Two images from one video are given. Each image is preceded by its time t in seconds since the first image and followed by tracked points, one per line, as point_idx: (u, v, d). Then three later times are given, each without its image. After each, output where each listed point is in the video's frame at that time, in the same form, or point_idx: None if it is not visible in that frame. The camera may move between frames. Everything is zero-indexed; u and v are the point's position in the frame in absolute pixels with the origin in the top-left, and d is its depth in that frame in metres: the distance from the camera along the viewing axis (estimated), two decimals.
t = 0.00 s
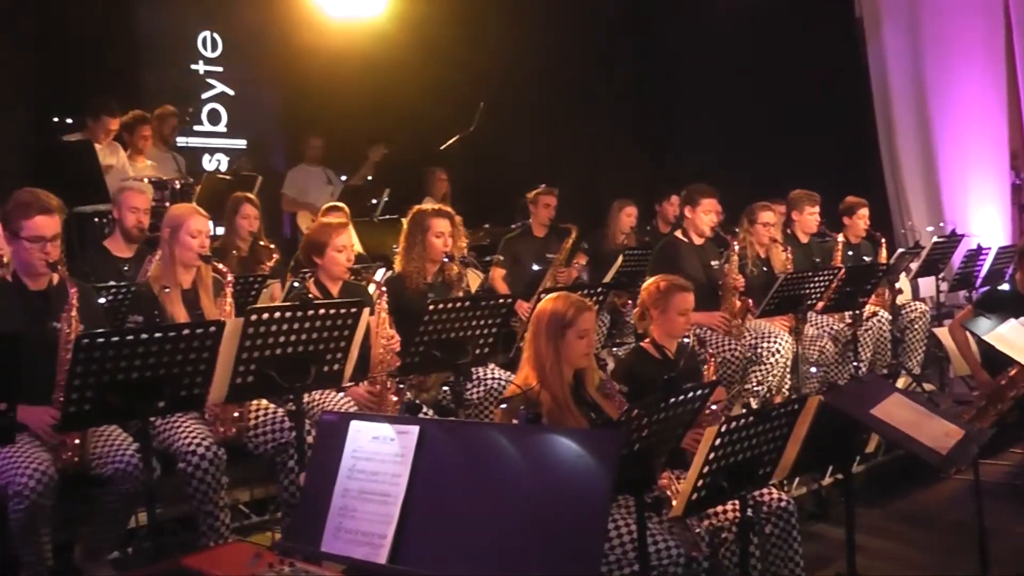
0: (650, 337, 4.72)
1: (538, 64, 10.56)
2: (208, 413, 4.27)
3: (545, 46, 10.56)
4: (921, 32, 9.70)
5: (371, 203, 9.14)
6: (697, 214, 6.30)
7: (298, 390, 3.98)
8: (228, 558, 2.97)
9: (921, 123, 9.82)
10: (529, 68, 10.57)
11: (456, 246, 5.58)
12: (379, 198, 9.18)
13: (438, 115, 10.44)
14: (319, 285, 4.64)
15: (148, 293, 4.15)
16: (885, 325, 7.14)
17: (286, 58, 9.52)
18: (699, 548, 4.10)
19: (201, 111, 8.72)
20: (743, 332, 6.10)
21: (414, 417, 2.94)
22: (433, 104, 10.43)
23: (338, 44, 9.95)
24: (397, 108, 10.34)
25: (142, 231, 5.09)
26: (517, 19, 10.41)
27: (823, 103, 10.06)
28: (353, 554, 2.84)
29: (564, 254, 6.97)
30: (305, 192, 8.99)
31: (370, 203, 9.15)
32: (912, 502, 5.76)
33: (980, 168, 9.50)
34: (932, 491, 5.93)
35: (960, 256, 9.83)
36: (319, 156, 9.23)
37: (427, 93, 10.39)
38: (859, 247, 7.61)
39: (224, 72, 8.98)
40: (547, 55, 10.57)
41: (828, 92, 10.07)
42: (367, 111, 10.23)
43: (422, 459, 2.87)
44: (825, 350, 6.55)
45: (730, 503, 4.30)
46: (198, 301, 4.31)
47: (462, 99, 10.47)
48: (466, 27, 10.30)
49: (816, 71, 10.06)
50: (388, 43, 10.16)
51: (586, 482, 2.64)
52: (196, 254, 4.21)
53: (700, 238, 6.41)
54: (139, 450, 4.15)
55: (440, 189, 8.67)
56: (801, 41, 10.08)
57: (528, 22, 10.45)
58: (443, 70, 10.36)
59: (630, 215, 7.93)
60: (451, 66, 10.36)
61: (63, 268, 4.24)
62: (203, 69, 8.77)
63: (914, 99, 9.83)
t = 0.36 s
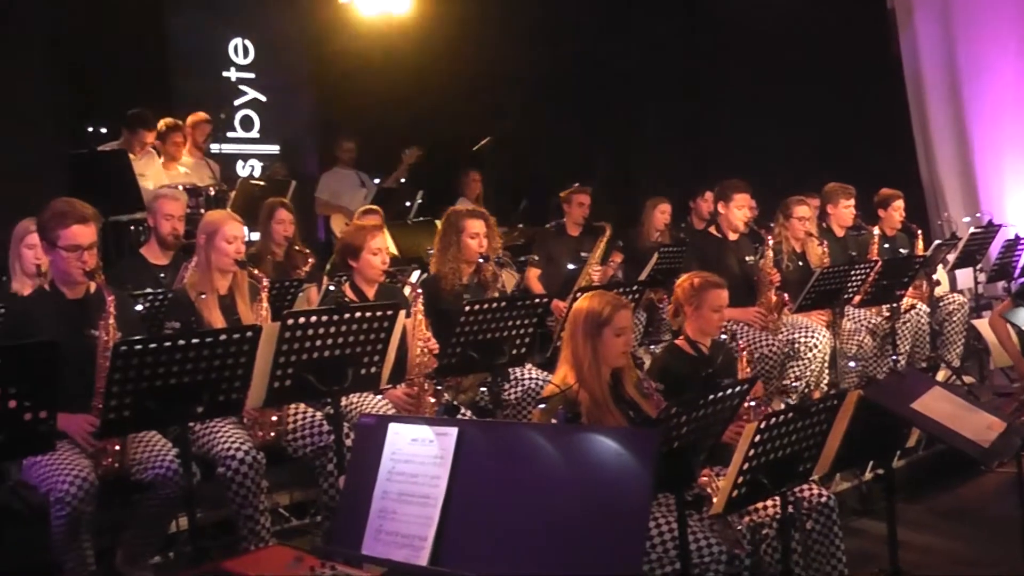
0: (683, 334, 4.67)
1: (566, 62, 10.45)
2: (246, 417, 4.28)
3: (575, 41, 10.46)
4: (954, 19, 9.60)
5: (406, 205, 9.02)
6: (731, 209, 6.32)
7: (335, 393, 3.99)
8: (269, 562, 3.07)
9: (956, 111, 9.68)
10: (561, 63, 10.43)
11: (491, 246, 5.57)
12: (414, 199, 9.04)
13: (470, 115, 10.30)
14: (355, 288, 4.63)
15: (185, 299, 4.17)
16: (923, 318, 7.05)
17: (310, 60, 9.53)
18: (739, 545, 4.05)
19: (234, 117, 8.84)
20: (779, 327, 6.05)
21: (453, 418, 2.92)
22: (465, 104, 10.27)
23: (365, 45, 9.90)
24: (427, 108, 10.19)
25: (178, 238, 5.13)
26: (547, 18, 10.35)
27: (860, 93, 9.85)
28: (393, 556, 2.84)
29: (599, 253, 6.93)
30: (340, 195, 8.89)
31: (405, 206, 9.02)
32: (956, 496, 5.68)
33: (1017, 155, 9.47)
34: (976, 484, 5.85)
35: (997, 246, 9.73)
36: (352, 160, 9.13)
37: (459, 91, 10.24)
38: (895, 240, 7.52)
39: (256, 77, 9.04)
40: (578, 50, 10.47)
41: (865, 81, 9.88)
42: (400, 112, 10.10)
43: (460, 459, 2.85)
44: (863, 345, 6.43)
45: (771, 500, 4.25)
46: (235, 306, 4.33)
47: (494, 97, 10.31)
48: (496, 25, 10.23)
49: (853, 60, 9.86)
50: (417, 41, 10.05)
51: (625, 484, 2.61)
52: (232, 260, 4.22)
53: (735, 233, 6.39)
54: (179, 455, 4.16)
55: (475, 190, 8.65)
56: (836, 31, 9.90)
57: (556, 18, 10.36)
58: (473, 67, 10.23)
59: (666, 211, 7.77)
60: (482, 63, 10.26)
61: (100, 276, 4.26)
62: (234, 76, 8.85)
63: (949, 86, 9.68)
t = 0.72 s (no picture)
0: (716, 335, 4.66)
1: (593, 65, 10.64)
2: (279, 417, 4.29)
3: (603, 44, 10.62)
4: (990, 17, 9.49)
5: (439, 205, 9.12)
6: (765, 209, 6.29)
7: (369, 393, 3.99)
8: (302, 563, 3.00)
9: (991, 110, 9.56)
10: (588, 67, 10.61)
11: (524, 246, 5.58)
12: (446, 199, 9.16)
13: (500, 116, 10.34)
14: (388, 288, 4.64)
15: (219, 299, 4.19)
16: (958, 319, 6.98)
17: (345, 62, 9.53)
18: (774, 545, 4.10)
19: (268, 118, 8.98)
20: (814, 328, 5.97)
21: (487, 418, 2.90)
22: (496, 103, 10.36)
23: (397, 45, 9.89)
24: (457, 108, 10.24)
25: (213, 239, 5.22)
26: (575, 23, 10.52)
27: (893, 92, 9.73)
28: (427, 556, 2.80)
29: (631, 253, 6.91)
30: (372, 196, 8.92)
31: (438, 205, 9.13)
32: (994, 498, 5.62)
33: None
34: (1014, 486, 5.78)
35: None
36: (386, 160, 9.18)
37: (489, 91, 10.34)
38: (930, 240, 7.45)
39: (289, 79, 9.17)
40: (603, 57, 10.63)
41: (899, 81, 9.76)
42: (430, 111, 10.13)
43: (494, 459, 2.84)
44: (899, 347, 6.30)
45: (806, 502, 4.22)
46: (268, 306, 4.36)
47: (524, 98, 10.44)
48: (527, 27, 10.35)
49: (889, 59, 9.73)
50: (449, 41, 10.12)
51: (662, 487, 2.61)
52: (265, 260, 4.23)
53: (768, 233, 6.38)
54: (213, 453, 4.16)
55: (508, 190, 8.64)
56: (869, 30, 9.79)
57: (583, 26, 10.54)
58: (503, 68, 10.35)
59: (699, 212, 7.68)
60: (513, 63, 10.37)
61: (134, 276, 4.28)
62: (268, 77, 8.99)
63: (984, 84, 9.56)
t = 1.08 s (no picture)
0: (749, 337, 4.64)
1: (631, 65, 10.35)
2: (312, 416, 4.30)
3: (642, 41, 10.31)
4: None
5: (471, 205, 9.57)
6: (799, 211, 6.20)
7: (403, 393, 4.00)
8: (336, 562, 2.98)
9: None
10: (625, 68, 10.35)
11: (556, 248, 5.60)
12: (478, 200, 9.67)
13: (533, 120, 10.41)
14: (422, 288, 4.65)
15: (253, 298, 4.21)
16: (993, 323, 6.95)
17: (379, 59, 9.54)
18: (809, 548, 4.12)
19: (301, 118, 8.88)
20: (850, 331, 5.95)
21: (521, 419, 2.89)
22: (527, 105, 10.41)
23: (433, 45, 10.02)
24: (486, 109, 10.34)
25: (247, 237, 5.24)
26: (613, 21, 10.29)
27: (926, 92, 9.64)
28: (460, 556, 2.79)
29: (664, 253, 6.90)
30: (405, 196, 8.94)
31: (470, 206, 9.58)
32: None
33: None
34: None
35: None
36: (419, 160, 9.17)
37: (523, 93, 10.38)
38: (965, 242, 7.39)
39: (323, 78, 9.08)
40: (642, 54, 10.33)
41: (931, 81, 9.72)
42: (459, 114, 10.23)
43: (529, 460, 2.82)
44: (933, 349, 6.34)
45: (840, 505, 4.18)
46: (303, 305, 4.36)
47: (561, 100, 10.41)
48: (560, 31, 10.24)
49: (917, 60, 9.73)
50: (485, 43, 10.20)
51: (698, 489, 2.61)
52: (300, 259, 4.25)
53: (802, 235, 6.30)
54: (246, 451, 4.16)
55: (542, 191, 8.63)
56: (902, 30, 9.74)
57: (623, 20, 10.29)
58: (538, 68, 10.35)
59: (733, 212, 7.66)
60: (549, 63, 10.33)
61: (168, 274, 4.29)
62: (301, 77, 8.89)
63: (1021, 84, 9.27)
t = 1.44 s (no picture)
0: (780, 340, 4.62)
1: (662, 69, 10.31)
2: (341, 414, 4.30)
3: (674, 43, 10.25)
4: None
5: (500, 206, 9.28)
6: (832, 215, 6.15)
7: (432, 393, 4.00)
8: (365, 562, 3.02)
9: None
10: (655, 72, 10.33)
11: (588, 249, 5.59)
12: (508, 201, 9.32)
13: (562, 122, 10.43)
14: (452, 288, 4.65)
15: (284, 297, 4.22)
16: None
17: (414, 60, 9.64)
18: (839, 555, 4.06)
19: (330, 118, 9.02)
20: (880, 336, 5.90)
21: (553, 420, 2.88)
22: (556, 108, 10.43)
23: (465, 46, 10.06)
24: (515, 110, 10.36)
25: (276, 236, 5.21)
26: (644, 24, 10.25)
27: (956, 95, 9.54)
28: (491, 557, 2.78)
29: (695, 255, 6.86)
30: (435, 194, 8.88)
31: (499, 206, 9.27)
32: None
33: None
34: None
35: None
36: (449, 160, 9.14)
37: (553, 96, 10.40)
38: (996, 246, 7.32)
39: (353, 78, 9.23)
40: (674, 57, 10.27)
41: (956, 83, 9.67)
42: (488, 116, 10.27)
43: (561, 462, 2.81)
44: (964, 354, 6.22)
45: (870, 511, 4.16)
46: (333, 305, 4.37)
47: (591, 104, 10.41)
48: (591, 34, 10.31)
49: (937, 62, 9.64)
50: (519, 44, 10.24)
51: (730, 494, 2.57)
52: (331, 258, 4.26)
53: (836, 239, 6.25)
54: (276, 449, 4.16)
55: (570, 191, 8.61)
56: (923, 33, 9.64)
57: (653, 22, 10.23)
58: (570, 71, 10.38)
59: (763, 214, 7.59)
60: (580, 66, 10.34)
61: (199, 272, 4.31)
62: (333, 76, 9.05)
63: None
